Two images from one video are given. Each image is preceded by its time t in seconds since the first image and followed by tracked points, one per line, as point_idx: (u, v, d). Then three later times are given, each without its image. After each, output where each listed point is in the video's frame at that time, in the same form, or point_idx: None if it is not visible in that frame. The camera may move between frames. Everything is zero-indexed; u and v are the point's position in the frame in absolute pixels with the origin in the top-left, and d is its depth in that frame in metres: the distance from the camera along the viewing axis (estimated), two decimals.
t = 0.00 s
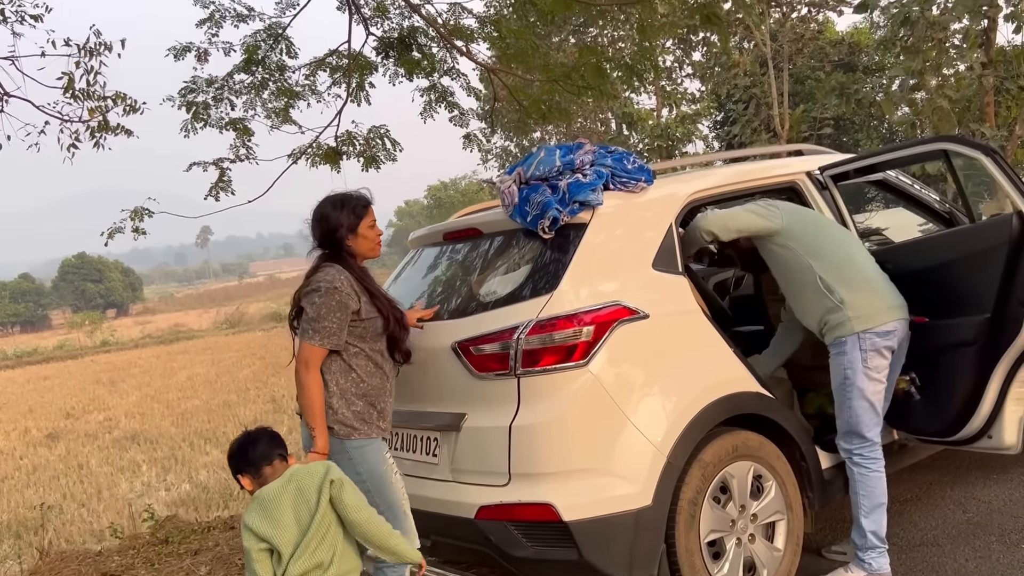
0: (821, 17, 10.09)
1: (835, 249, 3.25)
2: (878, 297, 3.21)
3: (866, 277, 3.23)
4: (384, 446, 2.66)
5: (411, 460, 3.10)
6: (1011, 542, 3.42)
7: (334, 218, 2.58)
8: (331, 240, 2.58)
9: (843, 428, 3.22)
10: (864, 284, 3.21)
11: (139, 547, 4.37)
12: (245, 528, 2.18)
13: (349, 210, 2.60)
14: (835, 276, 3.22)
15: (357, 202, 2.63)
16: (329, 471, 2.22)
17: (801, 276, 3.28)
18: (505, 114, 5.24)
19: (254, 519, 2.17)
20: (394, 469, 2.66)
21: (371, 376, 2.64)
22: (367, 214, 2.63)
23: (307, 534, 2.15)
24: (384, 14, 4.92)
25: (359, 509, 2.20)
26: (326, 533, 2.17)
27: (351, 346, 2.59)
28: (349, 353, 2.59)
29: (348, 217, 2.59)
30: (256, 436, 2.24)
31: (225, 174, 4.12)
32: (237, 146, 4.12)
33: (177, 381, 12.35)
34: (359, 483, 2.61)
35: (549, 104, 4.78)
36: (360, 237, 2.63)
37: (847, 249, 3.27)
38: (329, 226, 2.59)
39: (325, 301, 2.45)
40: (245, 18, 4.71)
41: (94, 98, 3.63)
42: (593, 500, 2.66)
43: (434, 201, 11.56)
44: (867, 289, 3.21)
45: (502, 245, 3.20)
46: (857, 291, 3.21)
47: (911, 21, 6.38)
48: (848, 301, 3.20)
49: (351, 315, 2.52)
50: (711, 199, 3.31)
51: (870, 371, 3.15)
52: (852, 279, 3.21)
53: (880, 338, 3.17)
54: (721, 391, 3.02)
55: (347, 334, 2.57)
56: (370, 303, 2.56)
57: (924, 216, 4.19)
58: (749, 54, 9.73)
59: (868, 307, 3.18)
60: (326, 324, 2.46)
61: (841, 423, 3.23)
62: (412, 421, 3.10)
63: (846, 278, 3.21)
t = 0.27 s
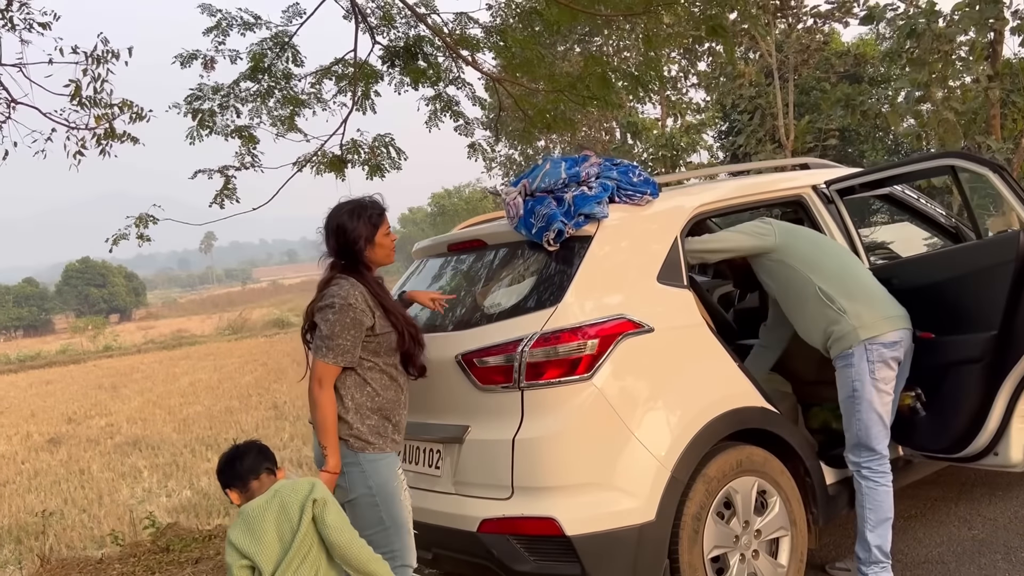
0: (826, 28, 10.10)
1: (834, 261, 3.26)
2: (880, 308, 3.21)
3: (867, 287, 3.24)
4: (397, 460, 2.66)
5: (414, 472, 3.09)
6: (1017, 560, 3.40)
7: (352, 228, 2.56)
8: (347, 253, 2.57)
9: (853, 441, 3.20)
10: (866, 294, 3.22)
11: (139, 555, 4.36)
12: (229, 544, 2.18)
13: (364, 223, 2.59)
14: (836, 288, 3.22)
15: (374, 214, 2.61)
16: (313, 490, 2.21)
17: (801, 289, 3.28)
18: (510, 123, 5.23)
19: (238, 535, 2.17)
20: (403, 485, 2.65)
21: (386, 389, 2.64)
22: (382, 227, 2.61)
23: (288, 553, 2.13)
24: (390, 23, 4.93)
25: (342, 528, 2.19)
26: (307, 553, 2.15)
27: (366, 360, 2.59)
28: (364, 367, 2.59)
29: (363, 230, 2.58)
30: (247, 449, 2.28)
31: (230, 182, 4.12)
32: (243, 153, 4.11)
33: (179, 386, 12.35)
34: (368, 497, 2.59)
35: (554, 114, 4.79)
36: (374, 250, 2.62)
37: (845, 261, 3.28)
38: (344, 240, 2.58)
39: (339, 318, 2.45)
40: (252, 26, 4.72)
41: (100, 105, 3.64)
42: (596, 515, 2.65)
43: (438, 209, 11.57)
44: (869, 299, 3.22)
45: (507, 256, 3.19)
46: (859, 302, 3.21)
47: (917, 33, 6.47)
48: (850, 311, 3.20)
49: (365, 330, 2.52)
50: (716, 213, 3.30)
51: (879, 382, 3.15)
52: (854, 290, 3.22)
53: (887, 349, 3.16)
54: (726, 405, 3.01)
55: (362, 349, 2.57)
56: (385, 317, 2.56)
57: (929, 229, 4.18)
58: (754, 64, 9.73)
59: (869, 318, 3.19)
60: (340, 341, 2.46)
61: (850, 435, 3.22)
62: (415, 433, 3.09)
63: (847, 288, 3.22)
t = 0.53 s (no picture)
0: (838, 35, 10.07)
1: (826, 269, 3.27)
2: (877, 312, 3.22)
3: (863, 293, 3.24)
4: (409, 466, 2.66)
5: (421, 476, 3.10)
6: None
7: (375, 233, 2.55)
8: (368, 257, 2.57)
9: (859, 447, 3.18)
10: (863, 299, 3.22)
11: (147, 556, 4.38)
12: (231, 533, 2.21)
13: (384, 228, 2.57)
14: (832, 294, 3.23)
15: (395, 219, 2.60)
16: (328, 500, 2.20)
17: (796, 298, 3.28)
18: (520, 129, 5.24)
19: (243, 525, 2.20)
20: (412, 494, 2.65)
21: (401, 396, 2.64)
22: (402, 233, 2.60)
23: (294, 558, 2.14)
24: (401, 28, 4.95)
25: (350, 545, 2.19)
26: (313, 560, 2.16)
27: (381, 367, 2.59)
28: (379, 374, 2.59)
29: (383, 236, 2.57)
30: (266, 438, 2.28)
31: (242, 184, 4.13)
32: (254, 156, 4.13)
33: (188, 387, 12.40)
34: (376, 502, 2.59)
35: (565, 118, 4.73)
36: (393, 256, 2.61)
37: (838, 268, 3.29)
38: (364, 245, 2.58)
39: (354, 326, 2.45)
40: (264, 29, 4.75)
41: (113, 107, 3.66)
42: (603, 522, 2.65)
43: (447, 213, 11.59)
44: (867, 304, 3.22)
45: (517, 262, 3.19)
46: (857, 306, 3.22)
47: (930, 41, 6.45)
48: (849, 316, 3.21)
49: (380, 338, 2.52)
50: (726, 220, 3.29)
51: (883, 389, 3.13)
52: (849, 297, 3.22)
53: (890, 353, 3.16)
54: (735, 414, 3.00)
55: (377, 356, 2.57)
56: (401, 326, 2.54)
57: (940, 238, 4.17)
58: (765, 71, 9.71)
59: (868, 321, 3.19)
60: (354, 350, 2.46)
61: (855, 442, 3.20)
62: (423, 437, 3.10)
63: (844, 294, 3.22)
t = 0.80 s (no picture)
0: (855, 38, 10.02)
1: (822, 270, 3.27)
2: (873, 313, 3.19)
3: (859, 293, 3.23)
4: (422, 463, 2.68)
5: (432, 472, 3.11)
6: None
7: (396, 228, 2.57)
8: (388, 252, 2.59)
9: (857, 448, 3.16)
10: (858, 300, 3.20)
11: (160, 548, 4.43)
12: (256, 518, 2.22)
13: (404, 226, 2.58)
14: (827, 296, 3.22)
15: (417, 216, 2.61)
16: (356, 502, 2.24)
17: (793, 299, 3.29)
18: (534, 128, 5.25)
19: (270, 513, 2.21)
20: (422, 491, 2.67)
21: (417, 394, 2.65)
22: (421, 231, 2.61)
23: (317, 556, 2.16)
24: (417, 27, 4.98)
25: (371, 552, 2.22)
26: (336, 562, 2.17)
27: (398, 365, 2.60)
28: (396, 372, 2.60)
29: (403, 234, 2.58)
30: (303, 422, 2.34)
31: (257, 181, 4.17)
32: (270, 154, 4.17)
33: (203, 384, 12.50)
34: (385, 497, 2.62)
35: (579, 120, 4.74)
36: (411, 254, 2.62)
37: (835, 270, 3.28)
38: (383, 242, 2.59)
39: (369, 324, 2.47)
40: (281, 28, 4.79)
41: (131, 104, 3.70)
42: (613, 520, 2.65)
43: (460, 213, 11.63)
44: (863, 305, 3.20)
45: (529, 260, 3.20)
46: (853, 307, 3.20)
47: (948, 44, 6.40)
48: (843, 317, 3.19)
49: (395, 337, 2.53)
50: (740, 220, 3.28)
51: (878, 390, 3.11)
52: (845, 298, 3.20)
53: (885, 354, 3.13)
54: (747, 414, 2.99)
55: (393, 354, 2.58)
56: (417, 325, 2.55)
57: (956, 242, 4.14)
58: (781, 73, 9.68)
59: (863, 323, 3.17)
60: (368, 348, 2.48)
61: (854, 442, 3.19)
62: (435, 433, 3.11)
63: (839, 295, 3.21)
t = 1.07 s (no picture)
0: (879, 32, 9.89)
1: (829, 266, 3.23)
2: (878, 311, 3.15)
3: (865, 290, 3.19)
4: (436, 453, 2.67)
5: (445, 462, 3.11)
6: None
7: (411, 217, 2.57)
8: (404, 241, 2.58)
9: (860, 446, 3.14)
10: (862, 296, 3.17)
11: (175, 535, 4.47)
12: (284, 502, 2.23)
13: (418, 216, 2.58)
14: (832, 292, 3.18)
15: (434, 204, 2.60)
16: (380, 483, 2.24)
17: (798, 293, 3.27)
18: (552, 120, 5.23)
19: (297, 495, 2.23)
20: (434, 481, 2.66)
21: (432, 384, 2.65)
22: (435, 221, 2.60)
23: (344, 539, 2.18)
24: (437, 18, 4.98)
25: (398, 533, 2.20)
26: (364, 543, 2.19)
27: (412, 355, 2.60)
28: (410, 362, 2.60)
29: (417, 224, 2.57)
30: (326, 408, 2.32)
31: (275, 171, 4.19)
32: (288, 144, 4.19)
33: (221, 374, 12.60)
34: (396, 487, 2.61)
35: (598, 112, 4.79)
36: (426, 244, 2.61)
37: (842, 266, 3.24)
38: (398, 232, 2.59)
39: (382, 314, 2.47)
40: (300, 19, 4.80)
41: (150, 92, 3.73)
42: (625, 512, 2.63)
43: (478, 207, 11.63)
44: (868, 303, 3.16)
45: (544, 251, 3.20)
46: (858, 304, 3.17)
47: (974, 38, 6.27)
48: (847, 313, 3.16)
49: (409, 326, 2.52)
50: (759, 213, 3.25)
51: (880, 386, 3.08)
52: (850, 294, 3.17)
53: (888, 352, 3.09)
54: (762, 408, 2.97)
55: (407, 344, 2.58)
56: (431, 314, 2.54)
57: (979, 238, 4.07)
58: (804, 68, 9.58)
59: (866, 320, 3.13)
60: (382, 338, 2.48)
61: (857, 440, 3.16)
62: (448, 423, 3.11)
63: (843, 291, 3.17)
